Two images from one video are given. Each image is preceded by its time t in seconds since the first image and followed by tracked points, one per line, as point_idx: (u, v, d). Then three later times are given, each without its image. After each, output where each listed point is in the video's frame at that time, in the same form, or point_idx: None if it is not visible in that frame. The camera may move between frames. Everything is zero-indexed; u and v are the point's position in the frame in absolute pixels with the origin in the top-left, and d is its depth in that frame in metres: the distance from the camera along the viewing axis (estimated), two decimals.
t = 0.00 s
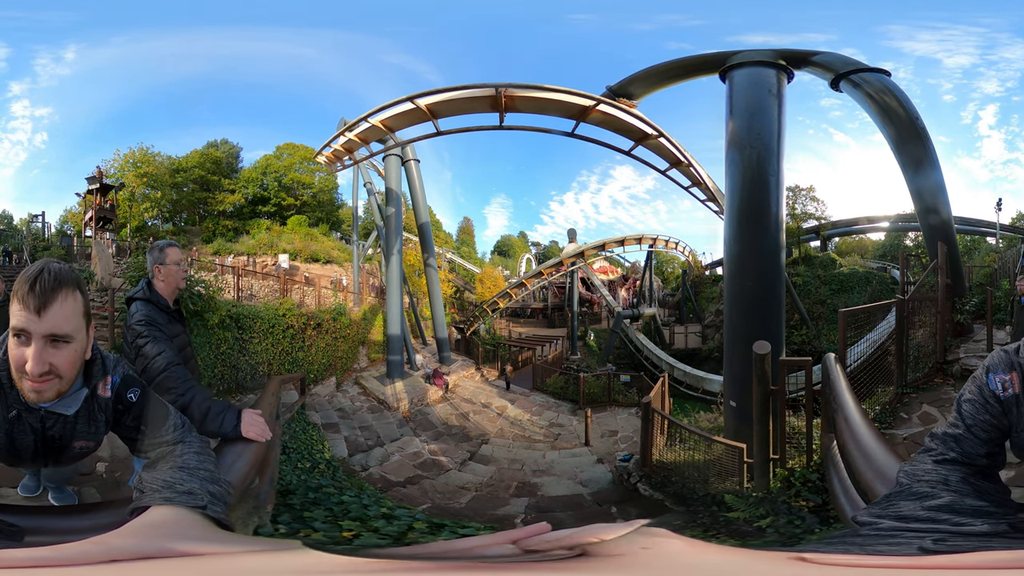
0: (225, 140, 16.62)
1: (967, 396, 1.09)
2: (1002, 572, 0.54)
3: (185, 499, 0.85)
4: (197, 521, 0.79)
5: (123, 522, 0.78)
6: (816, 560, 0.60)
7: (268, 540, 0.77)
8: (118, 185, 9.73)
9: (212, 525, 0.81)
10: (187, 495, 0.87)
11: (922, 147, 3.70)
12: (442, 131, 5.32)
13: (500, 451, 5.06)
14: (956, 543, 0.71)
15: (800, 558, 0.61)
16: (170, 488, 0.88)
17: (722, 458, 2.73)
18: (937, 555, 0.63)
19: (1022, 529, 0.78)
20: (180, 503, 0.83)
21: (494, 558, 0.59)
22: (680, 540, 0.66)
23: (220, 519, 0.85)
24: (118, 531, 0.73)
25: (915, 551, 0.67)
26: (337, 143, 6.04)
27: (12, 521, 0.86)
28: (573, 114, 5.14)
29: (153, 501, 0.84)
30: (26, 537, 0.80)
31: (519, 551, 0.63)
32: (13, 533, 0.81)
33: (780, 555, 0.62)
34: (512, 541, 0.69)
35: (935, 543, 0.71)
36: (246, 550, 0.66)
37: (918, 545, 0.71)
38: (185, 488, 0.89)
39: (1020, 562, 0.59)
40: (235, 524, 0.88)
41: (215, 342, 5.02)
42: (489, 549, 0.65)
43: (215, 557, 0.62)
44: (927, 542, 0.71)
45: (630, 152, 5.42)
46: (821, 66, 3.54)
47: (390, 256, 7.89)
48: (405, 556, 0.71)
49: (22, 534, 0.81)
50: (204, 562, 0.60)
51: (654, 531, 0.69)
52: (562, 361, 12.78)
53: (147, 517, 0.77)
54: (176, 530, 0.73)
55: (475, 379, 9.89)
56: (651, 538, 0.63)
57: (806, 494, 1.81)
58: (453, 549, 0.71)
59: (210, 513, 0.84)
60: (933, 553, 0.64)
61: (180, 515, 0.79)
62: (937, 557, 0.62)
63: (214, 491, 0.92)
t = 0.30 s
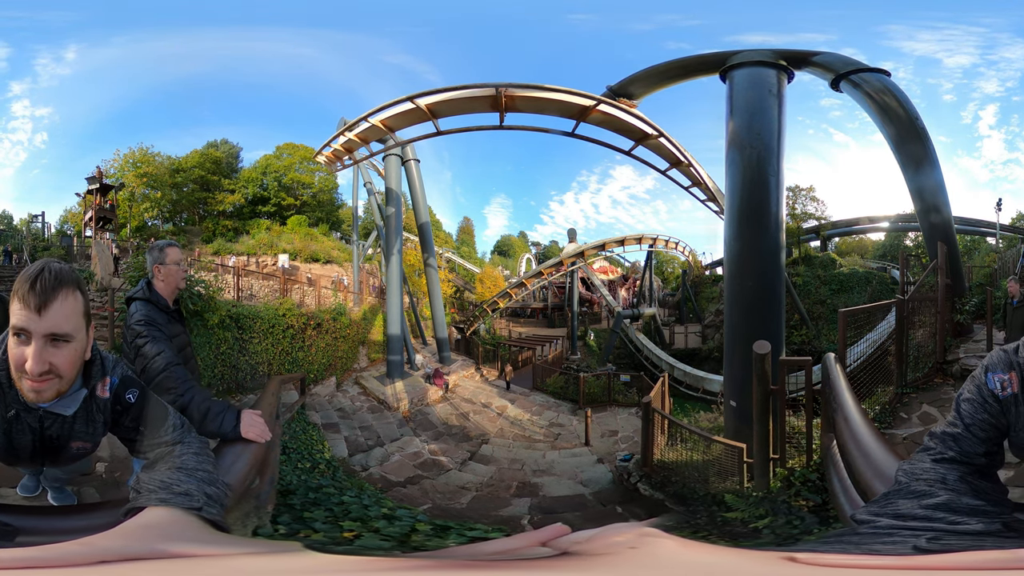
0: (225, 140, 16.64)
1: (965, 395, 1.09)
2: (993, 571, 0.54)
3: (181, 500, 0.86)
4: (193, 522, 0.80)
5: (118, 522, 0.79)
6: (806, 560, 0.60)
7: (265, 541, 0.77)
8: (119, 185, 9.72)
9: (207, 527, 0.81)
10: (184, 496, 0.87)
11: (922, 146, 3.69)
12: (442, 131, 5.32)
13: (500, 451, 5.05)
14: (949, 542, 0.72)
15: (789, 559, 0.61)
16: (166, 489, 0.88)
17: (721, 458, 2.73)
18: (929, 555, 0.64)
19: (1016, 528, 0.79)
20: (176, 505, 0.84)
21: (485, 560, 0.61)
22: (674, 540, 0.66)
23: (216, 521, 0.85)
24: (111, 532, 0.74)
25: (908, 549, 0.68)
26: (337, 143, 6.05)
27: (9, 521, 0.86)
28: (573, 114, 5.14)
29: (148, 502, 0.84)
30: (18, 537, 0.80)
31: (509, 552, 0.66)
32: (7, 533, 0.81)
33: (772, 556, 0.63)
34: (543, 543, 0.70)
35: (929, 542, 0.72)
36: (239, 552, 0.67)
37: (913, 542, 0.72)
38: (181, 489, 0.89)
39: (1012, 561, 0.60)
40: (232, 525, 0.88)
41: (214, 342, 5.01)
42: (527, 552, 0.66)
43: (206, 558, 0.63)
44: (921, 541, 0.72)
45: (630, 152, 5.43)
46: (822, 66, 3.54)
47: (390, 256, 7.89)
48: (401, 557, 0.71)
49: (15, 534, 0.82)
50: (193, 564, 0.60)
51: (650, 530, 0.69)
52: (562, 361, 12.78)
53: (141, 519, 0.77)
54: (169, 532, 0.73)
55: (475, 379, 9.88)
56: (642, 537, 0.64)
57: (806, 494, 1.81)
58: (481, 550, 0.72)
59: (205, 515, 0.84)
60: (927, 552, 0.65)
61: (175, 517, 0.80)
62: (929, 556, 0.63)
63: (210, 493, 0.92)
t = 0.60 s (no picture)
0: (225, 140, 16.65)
1: (965, 395, 1.09)
2: (989, 567, 0.54)
3: (178, 501, 0.86)
4: (189, 522, 0.80)
5: (114, 522, 0.79)
6: (827, 556, 0.61)
7: (260, 542, 0.78)
8: (118, 185, 9.71)
9: (204, 527, 0.81)
10: (180, 497, 0.87)
11: (922, 146, 3.69)
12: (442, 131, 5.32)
13: (499, 450, 5.05)
14: (947, 539, 0.72)
15: (811, 554, 0.62)
16: (163, 490, 0.88)
17: (722, 458, 2.73)
18: (928, 551, 0.64)
19: (1011, 527, 0.79)
20: (172, 505, 0.84)
21: (518, 560, 0.61)
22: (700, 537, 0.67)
23: (212, 521, 0.85)
24: (108, 531, 0.75)
25: (909, 547, 0.68)
26: (337, 143, 6.05)
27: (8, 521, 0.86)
28: (573, 114, 5.15)
29: (145, 502, 0.84)
30: (14, 535, 0.80)
31: (537, 552, 0.65)
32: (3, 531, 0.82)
33: (793, 551, 0.63)
34: (527, 543, 0.70)
35: (928, 539, 0.72)
36: (230, 552, 0.67)
37: (914, 540, 0.71)
38: (179, 490, 0.89)
39: (1005, 558, 0.60)
40: (229, 526, 0.88)
41: (214, 342, 5.00)
42: (505, 552, 0.66)
43: (193, 558, 0.63)
44: (922, 538, 0.72)
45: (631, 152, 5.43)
46: (822, 66, 3.55)
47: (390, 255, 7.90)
48: (404, 558, 0.71)
49: (11, 532, 0.82)
50: (182, 563, 0.60)
51: (669, 529, 0.69)
52: (562, 361, 12.79)
53: (139, 519, 0.77)
54: (164, 532, 0.74)
55: (475, 379, 9.87)
56: (672, 536, 0.64)
57: (807, 494, 1.80)
58: (464, 551, 0.72)
59: (202, 516, 0.84)
60: (926, 549, 0.65)
61: (171, 517, 0.79)
62: (929, 552, 0.63)
63: (208, 493, 0.92)
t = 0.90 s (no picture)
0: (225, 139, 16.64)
1: (964, 395, 1.08)
2: (977, 567, 0.55)
3: (178, 502, 0.86)
4: (191, 523, 0.81)
5: (113, 523, 0.79)
6: (827, 556, 0.61)
7: (262, 543, 0.79)
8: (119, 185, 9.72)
9: (206, 528, 0.82)
10: (180, 498, 0.88)
11: (922, 146, 3.67)
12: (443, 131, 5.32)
13: (500, 450, 5.05)
14: (943, 539, 0.73)
15: (808, 554, 0.62)
16: (163, 491, 0.89)
17: (722, 458, 2.74)
18: (924, 551, 0.66)
19: (1011, 526, 0.82)
20: (172, 506, 0.85)
21: (523, 560, 0.62)
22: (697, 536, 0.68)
23: (214, 522, 0.86)
24: (110, 531, 0.76)
25: (906, 546, 0.70)
26: (337, 143, 6.05)
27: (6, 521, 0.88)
28: (573, 114, 5.15)
29: (145, 503, 0.85)
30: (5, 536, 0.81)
31: (541, 551, 0.65)
32: None
33: (792, 550, 0.64)
34: (530, 542, 0.70)
35: (926, 539, 0.73)
36: (227, 553, 0.67)
37: (911, 540, 0.73)
38: (178, 491, 0.90)
39: (1000, 558, 0.61)
40: (230, 526, 0.88)
41: (215, 342, 4.85)
42: (511, 551, 0.67)
43: (187, 559, 0.63)
44: (918, 538, 0.74)
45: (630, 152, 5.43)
46: (820, 67, 3.65)
47: (390, 256, 7.90)
48: (403, 559, 0.72)
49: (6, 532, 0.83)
50: (176, 564, 0.60)
51: (668, 528, 0.71)
52: (563, 361, 12.80)
53: (139, 520, 0.79)
54: (165, 533, 0.75)
55: (475, 379, 9.88)
56: (673, 536, 0.65)
57: (807, 494, 1.80)
58: (468, 550, 0.72)
59: (203, 516, 0.85)
60: (922, 548, 0.67)
61: (171, 518, 0.80)
62: (922, 552, 0.64)
63: (208, 494, 0.93)
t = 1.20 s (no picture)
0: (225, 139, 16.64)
1: (962, 397, 1.08)
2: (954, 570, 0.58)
3: (181, 505, 0.88)
4: (197, 525, 0.82)
5: (116, 527, 0.81)
6: (799, 555, 0.65)
7: (269, 543, 0.81)
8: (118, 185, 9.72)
9: (215, 529, 0.83)
10: (184, 501, 0.89)
11: (923, 146, 3.66)
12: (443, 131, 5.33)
13: (500, 450, 5.05)
14: (930, 540, 0.75)
15: (783, 553, 0.66)
16: (165, 493, 0.91)
17: (721, 458, 2.75)
18: (904, 552, 0.68)
19: (1003, 530, 0.84)
20: (176, 509, 0.86)
21: (522, 558, 0.63)
22: (690, 535, 0.70)
23: (223, 523, 0.87)
24: (115, 534, 0.77)
25: (889, 548, 0.72)
26: (337, 143, 6.05)
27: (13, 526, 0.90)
28: (573, 114, 5.15)
29: (147, 506, 0.86)
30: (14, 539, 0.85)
31: (546, 548, 0.67)
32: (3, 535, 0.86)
33: (768, 550, 0.68)
34: (536, 539, 0.73)
35: (911, 540, 0.75)
36: (245, 556, 0.69)
37: (895, 541, 0.75)
38: (181, 493, 0.91)
39: (977, 561, 0.64)
40: (237, 527, 0.90)
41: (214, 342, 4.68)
42: (518, 548, 0.69)
43: (206, 562, 0.64)
44: (904, 540, 0.76)
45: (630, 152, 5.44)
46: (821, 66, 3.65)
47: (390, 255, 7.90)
48: (406, 560, 0.74)
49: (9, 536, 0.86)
50: (192, 568, 0.62)
51: (664, 526, 0.73)
52: (563, 361, 12.81)
53: (143, 523, 0.81)
54: (174, 535, 0.76)
55: (475, 379, 9.88)
56: (666, 533, 0.67)
57: (804, 494, 1.81)
58: (478, 548, 0.76)
59: (210, 518, 0.86)
60: (904, 549, 0.69)
61: (175, 521, 0.82)
62: (903, 553, 0.67)
63: (213, 496, 0.93)
